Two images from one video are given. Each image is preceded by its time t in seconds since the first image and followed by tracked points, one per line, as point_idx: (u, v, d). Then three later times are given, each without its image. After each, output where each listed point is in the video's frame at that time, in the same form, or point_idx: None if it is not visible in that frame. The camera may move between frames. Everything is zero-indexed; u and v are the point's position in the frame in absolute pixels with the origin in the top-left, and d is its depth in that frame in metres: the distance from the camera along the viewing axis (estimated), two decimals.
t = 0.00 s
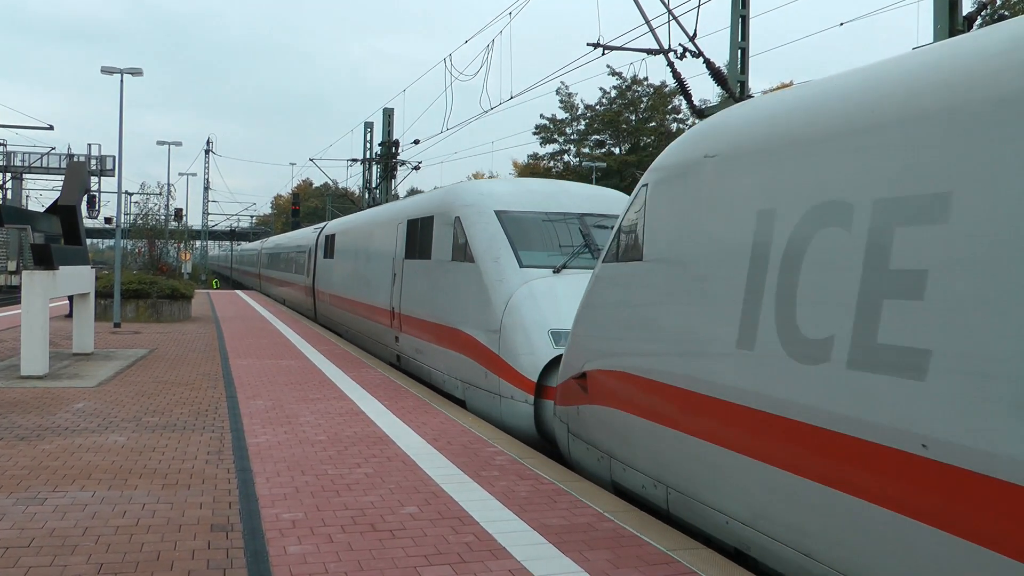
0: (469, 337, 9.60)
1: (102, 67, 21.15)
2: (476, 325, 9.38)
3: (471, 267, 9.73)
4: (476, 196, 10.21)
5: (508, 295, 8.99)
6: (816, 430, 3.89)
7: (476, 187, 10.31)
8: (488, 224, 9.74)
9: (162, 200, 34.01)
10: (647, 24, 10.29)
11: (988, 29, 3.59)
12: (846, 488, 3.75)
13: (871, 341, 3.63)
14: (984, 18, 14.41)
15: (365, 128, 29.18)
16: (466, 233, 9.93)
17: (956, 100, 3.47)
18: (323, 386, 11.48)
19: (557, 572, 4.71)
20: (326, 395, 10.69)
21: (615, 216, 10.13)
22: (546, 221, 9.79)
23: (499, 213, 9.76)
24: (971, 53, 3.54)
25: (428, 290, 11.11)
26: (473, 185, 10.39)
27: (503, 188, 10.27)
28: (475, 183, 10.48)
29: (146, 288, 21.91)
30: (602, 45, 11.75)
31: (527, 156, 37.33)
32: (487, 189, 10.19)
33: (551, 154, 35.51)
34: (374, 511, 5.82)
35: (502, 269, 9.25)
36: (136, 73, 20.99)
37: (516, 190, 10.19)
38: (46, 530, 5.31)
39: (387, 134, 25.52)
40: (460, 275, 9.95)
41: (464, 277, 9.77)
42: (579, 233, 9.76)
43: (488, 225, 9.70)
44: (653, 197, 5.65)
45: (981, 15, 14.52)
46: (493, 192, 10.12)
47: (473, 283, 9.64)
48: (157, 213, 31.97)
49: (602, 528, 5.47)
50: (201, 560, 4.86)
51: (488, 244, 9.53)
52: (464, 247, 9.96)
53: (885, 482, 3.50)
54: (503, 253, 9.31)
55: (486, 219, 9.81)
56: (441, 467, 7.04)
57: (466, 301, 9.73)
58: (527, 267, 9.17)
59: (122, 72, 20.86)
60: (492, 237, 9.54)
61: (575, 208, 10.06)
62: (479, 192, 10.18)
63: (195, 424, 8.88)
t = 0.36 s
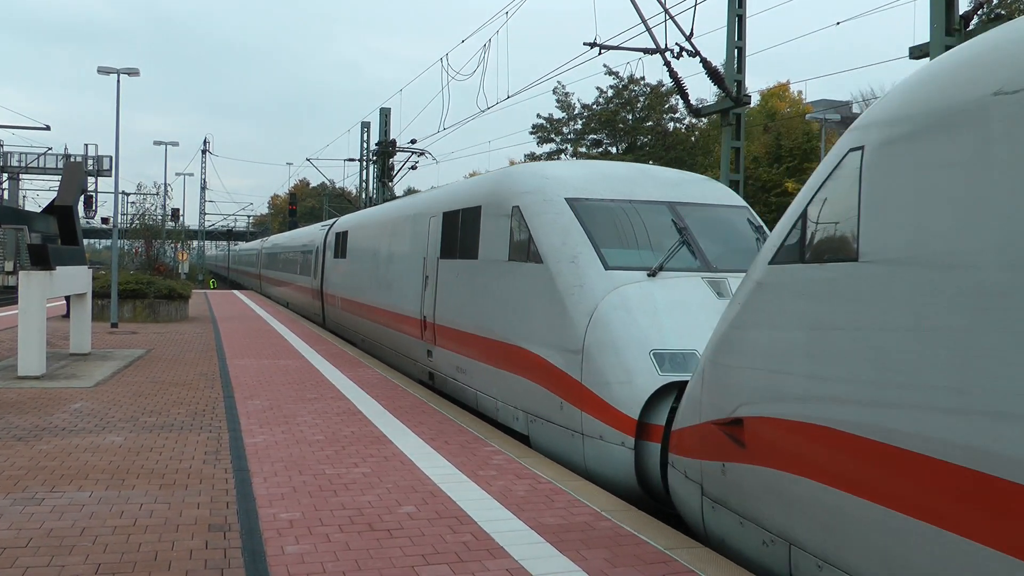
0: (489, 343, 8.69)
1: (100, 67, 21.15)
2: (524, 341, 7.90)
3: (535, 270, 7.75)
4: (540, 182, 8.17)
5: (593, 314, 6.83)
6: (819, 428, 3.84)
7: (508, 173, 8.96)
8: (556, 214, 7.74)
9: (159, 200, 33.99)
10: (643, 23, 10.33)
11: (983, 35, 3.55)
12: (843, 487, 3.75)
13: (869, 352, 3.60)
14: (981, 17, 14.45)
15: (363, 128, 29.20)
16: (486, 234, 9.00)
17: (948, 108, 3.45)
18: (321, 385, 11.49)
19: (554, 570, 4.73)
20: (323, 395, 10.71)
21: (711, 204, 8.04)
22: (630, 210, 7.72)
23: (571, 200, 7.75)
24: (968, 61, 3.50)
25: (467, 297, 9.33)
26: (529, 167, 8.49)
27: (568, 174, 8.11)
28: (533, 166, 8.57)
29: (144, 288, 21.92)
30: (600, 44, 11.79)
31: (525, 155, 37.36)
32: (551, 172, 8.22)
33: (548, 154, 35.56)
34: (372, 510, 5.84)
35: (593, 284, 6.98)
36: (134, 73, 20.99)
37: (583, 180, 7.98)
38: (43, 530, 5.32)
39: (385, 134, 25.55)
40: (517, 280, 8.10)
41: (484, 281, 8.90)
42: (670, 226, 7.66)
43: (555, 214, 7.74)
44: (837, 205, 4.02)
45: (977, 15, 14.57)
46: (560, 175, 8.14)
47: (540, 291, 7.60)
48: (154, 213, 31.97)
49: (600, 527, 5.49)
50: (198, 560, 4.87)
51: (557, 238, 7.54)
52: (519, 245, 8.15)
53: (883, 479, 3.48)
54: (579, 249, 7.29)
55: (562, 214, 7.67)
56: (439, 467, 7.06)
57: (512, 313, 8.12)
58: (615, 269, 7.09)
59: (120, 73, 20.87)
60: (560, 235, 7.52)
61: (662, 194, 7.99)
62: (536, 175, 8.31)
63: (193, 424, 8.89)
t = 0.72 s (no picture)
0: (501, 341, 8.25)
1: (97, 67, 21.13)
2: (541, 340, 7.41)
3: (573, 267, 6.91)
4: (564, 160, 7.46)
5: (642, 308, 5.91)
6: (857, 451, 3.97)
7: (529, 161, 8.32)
8: (674, 198, 5.92)
9: (157, 200, 33.96)
10: (641, 22, 10.33)
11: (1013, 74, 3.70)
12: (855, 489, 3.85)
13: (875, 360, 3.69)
14: (980, 15, 14.43)
15: (361, 127, 29.20)
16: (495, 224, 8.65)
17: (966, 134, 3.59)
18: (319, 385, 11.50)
19: (553, 569, 4.74)
20: (322, 394, 10.71)
21: (867, 190, 6.30)
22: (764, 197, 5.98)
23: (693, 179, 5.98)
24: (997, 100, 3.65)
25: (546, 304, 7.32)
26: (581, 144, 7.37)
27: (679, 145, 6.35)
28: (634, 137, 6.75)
29: (142, 288, 21.91)
30: (598, 43, 11.78)
31: (523, 154, 37.32)
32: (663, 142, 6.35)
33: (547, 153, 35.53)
34: (371, 510, 5.86)
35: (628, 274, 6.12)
36: (131, 73, 20.97)
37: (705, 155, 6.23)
38: (43, 530, 5.33)
39: (383, 133, 25.52)
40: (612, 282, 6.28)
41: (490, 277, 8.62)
42: (821, 214, 5.93)
43: (672, 197, 5.92)
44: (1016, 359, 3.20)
45: (977, 13, 14.51)
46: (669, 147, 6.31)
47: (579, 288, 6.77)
48: (152, 213, 31.94)
49: (599, 526, 5.51)
50: (198, 559, 4.88)
51: (681, 230, 5.69)
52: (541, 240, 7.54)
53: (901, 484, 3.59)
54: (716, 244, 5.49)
55: (584, 188, 6.86)
56: (437, 466, 7.07)
57: (534, 309, 7.50)
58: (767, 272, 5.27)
59: (118, 72, 20.85)
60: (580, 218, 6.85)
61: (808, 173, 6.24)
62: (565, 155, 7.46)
63: (192, 423, 8.90)
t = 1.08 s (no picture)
0: (494, 339, 8.11)
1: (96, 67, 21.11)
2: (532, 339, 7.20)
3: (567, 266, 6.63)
4: (560, 159, 7.25)
5: (631, 302, 5.61)
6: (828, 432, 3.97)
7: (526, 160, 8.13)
8: (891, 162, 3.92)
9: (156, 200, 33.95)
10: (639, 20, 10.33)
11: None
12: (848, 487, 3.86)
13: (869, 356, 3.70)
14: (979, 13, 14.42)
15: (359, 126, 29.22)
16: (490, 225, 8.50)
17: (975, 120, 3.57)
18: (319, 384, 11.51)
19: (553, 567, 4.76)
20: (321, 393, 10.71)
21: None
22: None
23: (923, 138, 3.96)
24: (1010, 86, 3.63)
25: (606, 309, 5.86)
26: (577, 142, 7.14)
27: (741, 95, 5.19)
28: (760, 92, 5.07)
29: (141, 288, 21.91)
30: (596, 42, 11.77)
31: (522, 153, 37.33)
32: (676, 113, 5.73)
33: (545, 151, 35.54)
34: (370, 508, 5.87)
35: (621, 269, 5.81)
36: (129, 73, 20.94)
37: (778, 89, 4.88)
38: (43, 530, 5.34)
39: (382, 132, 25.52)
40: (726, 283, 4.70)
41: (496, 274, 8.17)
42: None
43: (896, 166, 3.89)
44: None
45: (976, 10, 14.49)
46: (716, 103, 5.31)
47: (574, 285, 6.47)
48: (151, 212, 31.94)
49: (599, 524, 5.52)
50: (198, 559, 4.89)
51: (924, 214, 3.67)
52: (534, 241, 7.33)
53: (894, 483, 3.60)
54: (991, 234, 3.48)
55: (577, 187, 6.64)
56: (437, 465, 7.08)
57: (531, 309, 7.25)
58: None
59: (116, 72, 20.84)
60: (573, 216, 6.68)
61: None
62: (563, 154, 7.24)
63: (191, 423, 8.90)
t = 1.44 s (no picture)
0: (500, 340, 8.11)
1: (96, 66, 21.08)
2: (537, 340, 7.19)
3: (571, 268, 6.62)
4: (561, 159, 7.24)
5: (634, 303, 5.61)
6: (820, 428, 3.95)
7: (528, 160, 8.12)
8: None
9: (156, 199, 33.97)
10: (639, 19, 10.33)
11: (983, 20, 3.59)
12: (841, 484, 3.85)
13: (867, 353, 3.71)
14: (979, 11, 14.38)
15: (359, 125, 29.24)
16: (492, 225, 8.50)
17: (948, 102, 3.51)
18: (319, 383, 11.51)
19: (554, 565, 4.76)
20: (321, 392, 10.71)
21: None
22: None
23: None
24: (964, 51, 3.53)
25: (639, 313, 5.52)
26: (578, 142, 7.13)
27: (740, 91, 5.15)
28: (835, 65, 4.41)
29: (141, 288, 21.92)
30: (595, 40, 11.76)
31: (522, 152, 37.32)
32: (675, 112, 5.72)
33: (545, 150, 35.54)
34: (371, 507, 5.87)
35: (623, 269, 5.80)
36: (129, 73, 20.95)
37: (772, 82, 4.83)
38: (43, 528, 5.34)
39: (382, 131, 25.51)
40: (786, 288, 4.23)
41: (516, 268, 7.78)
42: None
43: None
44: None
45: (976, 8, 14.44)
46: (712, 102, 5.32)
47: (578, 285, 6.46)
48: (151, 212, 31.97)
49: (600, 523, 5.51)
50: (198, 558, 4.89)
51: None
52: (537, 242, 7.33)
53: (886, 478, 3.60)
54: None
55: (579, 188, 6.64)
56: (437, 464, 7.08)
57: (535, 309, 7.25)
58: None
59: (116, 72, 20.84)
60: (574, 216, 6.68)
61: None
62: (565, 154, 7.23)
63: (191, 422, 8.90)
